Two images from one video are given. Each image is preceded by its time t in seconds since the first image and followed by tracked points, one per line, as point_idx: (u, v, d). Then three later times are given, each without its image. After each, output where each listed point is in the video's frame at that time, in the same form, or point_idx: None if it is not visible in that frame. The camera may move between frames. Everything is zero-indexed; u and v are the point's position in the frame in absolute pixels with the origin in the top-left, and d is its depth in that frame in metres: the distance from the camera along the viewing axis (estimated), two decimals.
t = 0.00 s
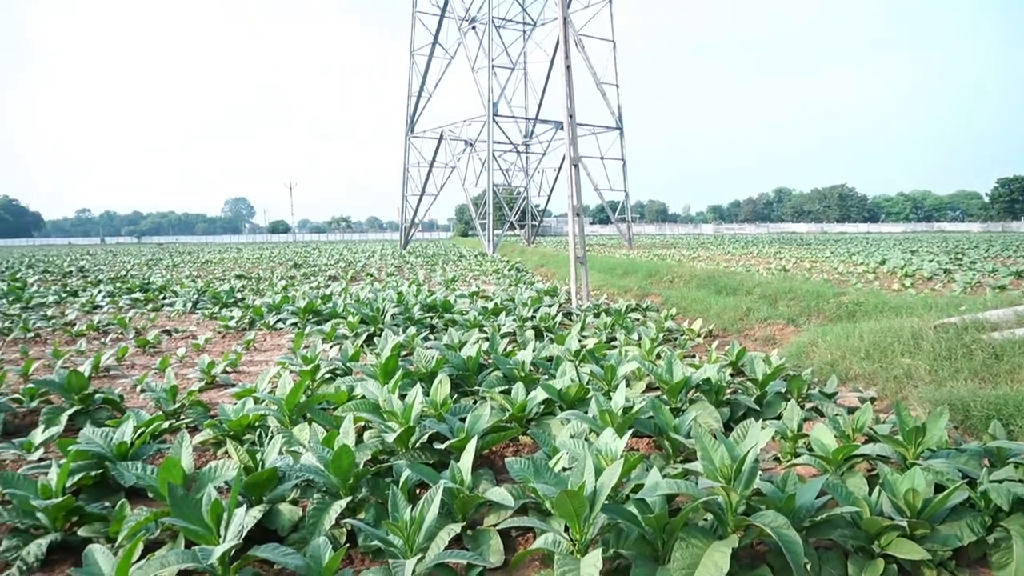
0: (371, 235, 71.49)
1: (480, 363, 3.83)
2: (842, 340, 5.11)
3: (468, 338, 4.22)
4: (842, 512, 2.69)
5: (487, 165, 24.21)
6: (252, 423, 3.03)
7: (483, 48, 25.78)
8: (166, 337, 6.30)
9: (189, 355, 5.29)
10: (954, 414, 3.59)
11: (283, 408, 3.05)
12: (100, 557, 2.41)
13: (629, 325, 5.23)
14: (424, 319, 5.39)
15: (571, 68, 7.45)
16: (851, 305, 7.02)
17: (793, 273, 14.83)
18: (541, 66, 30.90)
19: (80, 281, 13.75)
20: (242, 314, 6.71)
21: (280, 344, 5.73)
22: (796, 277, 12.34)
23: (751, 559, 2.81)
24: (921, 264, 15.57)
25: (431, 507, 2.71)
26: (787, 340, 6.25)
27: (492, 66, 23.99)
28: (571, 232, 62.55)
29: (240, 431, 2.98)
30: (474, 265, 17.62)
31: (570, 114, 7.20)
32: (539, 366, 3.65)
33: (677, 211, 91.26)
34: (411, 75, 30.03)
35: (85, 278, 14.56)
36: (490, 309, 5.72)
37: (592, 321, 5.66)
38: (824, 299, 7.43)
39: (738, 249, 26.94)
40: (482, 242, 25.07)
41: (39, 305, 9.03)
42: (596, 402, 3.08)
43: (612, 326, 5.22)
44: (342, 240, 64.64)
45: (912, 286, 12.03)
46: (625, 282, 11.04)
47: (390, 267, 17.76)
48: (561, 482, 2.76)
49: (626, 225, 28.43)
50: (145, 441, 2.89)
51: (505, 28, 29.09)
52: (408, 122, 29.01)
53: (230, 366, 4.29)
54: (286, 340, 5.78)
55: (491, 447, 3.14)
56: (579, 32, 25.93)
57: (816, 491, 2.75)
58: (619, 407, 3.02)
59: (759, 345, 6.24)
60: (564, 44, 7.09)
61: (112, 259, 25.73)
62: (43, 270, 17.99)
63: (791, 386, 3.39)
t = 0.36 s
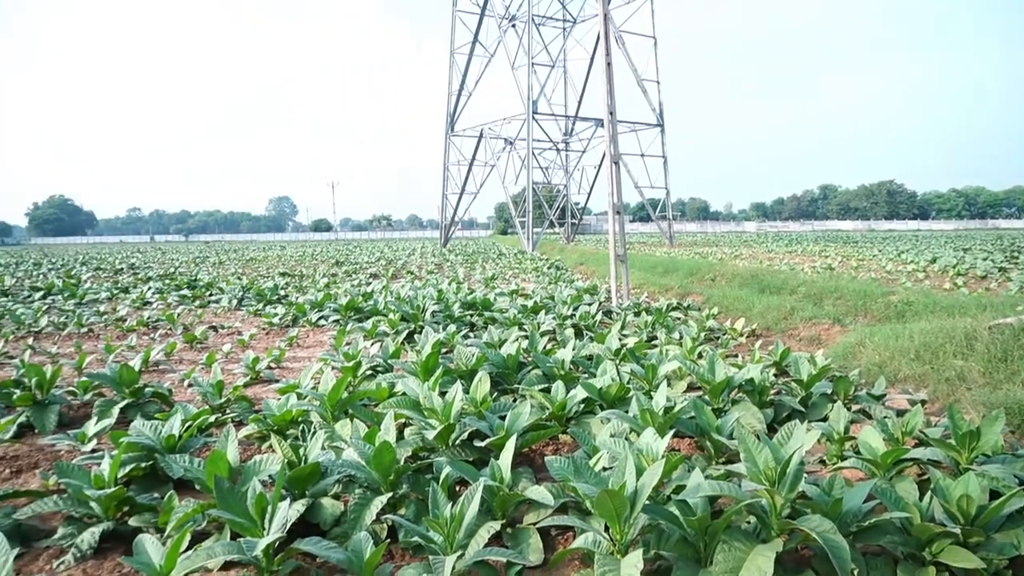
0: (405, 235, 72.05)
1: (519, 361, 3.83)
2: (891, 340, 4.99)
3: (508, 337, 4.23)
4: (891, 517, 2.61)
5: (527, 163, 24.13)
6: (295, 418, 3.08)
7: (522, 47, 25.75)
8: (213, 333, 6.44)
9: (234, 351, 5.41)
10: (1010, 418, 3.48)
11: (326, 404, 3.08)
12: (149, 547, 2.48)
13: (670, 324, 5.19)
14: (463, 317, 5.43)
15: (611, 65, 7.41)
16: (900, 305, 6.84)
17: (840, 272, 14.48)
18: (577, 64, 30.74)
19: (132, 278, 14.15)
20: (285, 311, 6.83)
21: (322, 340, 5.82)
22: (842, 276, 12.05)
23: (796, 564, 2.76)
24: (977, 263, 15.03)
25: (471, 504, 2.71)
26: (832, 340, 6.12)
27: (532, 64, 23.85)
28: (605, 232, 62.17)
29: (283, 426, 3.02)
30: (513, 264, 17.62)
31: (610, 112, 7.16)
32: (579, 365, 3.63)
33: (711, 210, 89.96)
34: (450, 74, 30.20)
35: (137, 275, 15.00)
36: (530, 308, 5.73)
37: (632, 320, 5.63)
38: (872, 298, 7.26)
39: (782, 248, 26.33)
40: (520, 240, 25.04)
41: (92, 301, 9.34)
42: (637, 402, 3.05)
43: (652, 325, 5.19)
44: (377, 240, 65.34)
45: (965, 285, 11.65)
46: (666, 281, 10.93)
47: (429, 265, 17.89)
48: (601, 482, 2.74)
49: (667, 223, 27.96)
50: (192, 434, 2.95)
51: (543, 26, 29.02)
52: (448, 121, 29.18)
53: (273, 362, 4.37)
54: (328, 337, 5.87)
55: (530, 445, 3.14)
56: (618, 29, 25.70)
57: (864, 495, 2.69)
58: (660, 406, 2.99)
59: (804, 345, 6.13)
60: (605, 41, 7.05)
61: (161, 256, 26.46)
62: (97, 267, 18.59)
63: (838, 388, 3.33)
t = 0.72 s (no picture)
0: (438, 235, 72.50)
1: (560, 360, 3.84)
2: (944, 344, 4.86)
3: (549, 336, 4.24)
4: (945, 526, 2.53)
5: (568, 162, 23.97)
6: (338, 414, 3.11)
7: (563, 46, 25.64)
8: (258, 329, 6.58)
9: (280, 347, 5.52)
10: None
11: (368, 400, 3.11)
12: (197, 537, 2.53)
13: (713, 324, 5.13)
14: (504, 316, 5.45)
15: (654, 63, 7.35)
16: (953, 307, 6.65)
17: (890, 273, 14.13)
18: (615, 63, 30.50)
19: (182, 274, 14.55)
20: (329, 308, 6.95)
21: (365, 337, 5.90)
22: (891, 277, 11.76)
23: (842, 571, 2.70)
24: None
25: (512, 503, 2.71)
26: (881, 343, 5.99)
27: (573, 62, 23.62)
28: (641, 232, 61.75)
29: (327, 422, 3.06)
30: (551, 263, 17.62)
31: (653, 111, 7.11)
32: (620, 365, 3.62)
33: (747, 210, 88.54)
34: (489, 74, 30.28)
35: (188, 271, 15.42)
36: (570, 307, 5.72)
37: (674, 320, 5.58)
38: (924, 300, 7.07)
39: (829, 248, 25.78)
40: (561, 239, 24.96)
41: (144, 296, 9.63)
42: (680, 404, 3.03)
43: (695, 326, 5.14)
44: (411, 239, 65.89)
45: None
46: (708, 281, 10.80)
47: (469, 264, 17.98)
48: (643, 484, 2.72)
49: (710, 222, 27.54)
50: (238, 428, 3.01)
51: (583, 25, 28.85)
52: (489, 120, 29.24)
53: (317, 358, 4.45)
54: (370, 334, 5.95)
55: (571, 445, 3.13)
56: (661, 26, 25.37)
57: (915, 503, 2.61)
58: (703, 409, 2.96)
59: (851, 348, 6.01)
60: (648, 38, 7.00)
61: (209, 253, 27.23)
62: (150, 263, 19.20)
63: (887, 391, 3.30)
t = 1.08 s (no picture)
0: (476, 237, 72.75)
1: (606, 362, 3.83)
2: (1009, 350, 4.68)
3: (595, 338, 4.22)
4: (1011, 540, 2.42)
5: (615, 162, 23.70)
6: (386, 413, 3.15)
7: (610, 46, 25.41)
8: (308, 328, 6.72)
9: (328, 346, 5.62)
10: None
11: (415, 400, 3.14)
12: (250, 532, 2.59)
13: (764, 327, 5.05)
14: (550, 317, 5.45)
15: (702, 62, 7.27)
16: (1018, 313, 6.40)
17: (951, 276, 13.66)
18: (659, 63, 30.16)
19: (235, 275, 14.92)
20: (376, 309, 7.05)
21: (411, 337, 5.97)
22: (951, 280, 11.36)
23: None
24: None
25: (558, 506, 2.70)
26: (940, 348, 5.80)
27: (620, 62, 23.32)
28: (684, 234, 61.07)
29: (375, 421, 3.10)
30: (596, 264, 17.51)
31: (702, 111, 7.03)
32: (667, 368, 3.60)
33: (791, 211, 86.56)
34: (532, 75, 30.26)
35: (241, 272, 15.79)
36: (617, 309, 5.69)
37: (723, 323, 5.51)
38: (987, 305, 6.82)
39: (885, 250, 25.02)
40: (608, 240, 24.77)
41: (198, 296, 9.91)
42: (729, 408, 3.00)
43: (745, 329, 5.06)
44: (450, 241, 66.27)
45: None
46: (758, 283, 10.61)
47: (513, 265, 17.99)
48: (692, 489, 2.69)
49: (759, 223, 26.96)
50: (289, 426, 3.07)
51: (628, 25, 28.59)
52: (536, 121, 29.18)
53: (365, 358, 4.52)
54: (417, 334, 6.02)
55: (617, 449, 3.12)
56: (709, 24, 24.96)
57: (978, 515, 2.50)
58: (753, 414, 2.93)
59: (908, 353, 5.84)
60: (697, 37, 6.93)
61: (261, 254, 27.90)
62: (205, 264, 19.77)
63: (947, 399, 3.22)
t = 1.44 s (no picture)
0: (513, 238, 72.83)
1: (652, 364, 3.81)
2: None
3: (641, 339, 4.20)
4: None
5: (662, 162, 23.33)
6: (432, 412, 3.18)
7: (658, 45, 25.08)
8: (355, 327, 6.82)
9: (375, 344, 5.70)
10: None
11: (460, 399, 3.17)
12: (298, 526, 2.62)
13: (815, 331, 4.96)
14: (596, 318, 5.44)
15: (752, 59, 7.16)
16: None
17: (1016, 279, 13.12)
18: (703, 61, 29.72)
19: (285, 274, 15.25)
20: (422, 308, 7.13)
21: (457, 337, 6.01)
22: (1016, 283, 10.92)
23: None
24: None
25: (604, 508, 2.68)
26: (1004, 355, 5.60)
27: (668, 61, 22.93)
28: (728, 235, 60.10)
29: (420, 419, 3.13)
30: (641, 265, 17.32)
31: (751, 110, 6.93)
32: (715, 371, 3.58)
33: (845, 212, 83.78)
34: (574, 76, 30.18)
35: (291, 271, 16.15)
36: (664, 310, 5.65)
37: (773, 326, 5.42)
38: None
39: (943, 252, 24.15)
40: (654, 241, 24.49)
41: (250, 294, 10.15)
42: (779, 413, 2.97)
43: (795, 332, 4.98)
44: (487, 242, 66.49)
45: None
46: (809, 285, 10.39)
47: (557, 266, 17.95)
48: (742, 495, 2.64)
49: (810, 224, 26.30)
50: (337, 423, 3.12)
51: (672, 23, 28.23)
52: (582, 120, 29.05)
53: (411, 357, 4.59)
54: (462, 334, 6.06)
55: (663, 452, 3.11)
56: (760, 21, 24.39)
57: None
58: (805, 419, 2.89)
59: (968, 359, 5.66)
60: (747, 35, 6.83)
61: (308, 253, 28.46)
62: (255, 263, 20.23)
63: (1010, 408, 3.12)
